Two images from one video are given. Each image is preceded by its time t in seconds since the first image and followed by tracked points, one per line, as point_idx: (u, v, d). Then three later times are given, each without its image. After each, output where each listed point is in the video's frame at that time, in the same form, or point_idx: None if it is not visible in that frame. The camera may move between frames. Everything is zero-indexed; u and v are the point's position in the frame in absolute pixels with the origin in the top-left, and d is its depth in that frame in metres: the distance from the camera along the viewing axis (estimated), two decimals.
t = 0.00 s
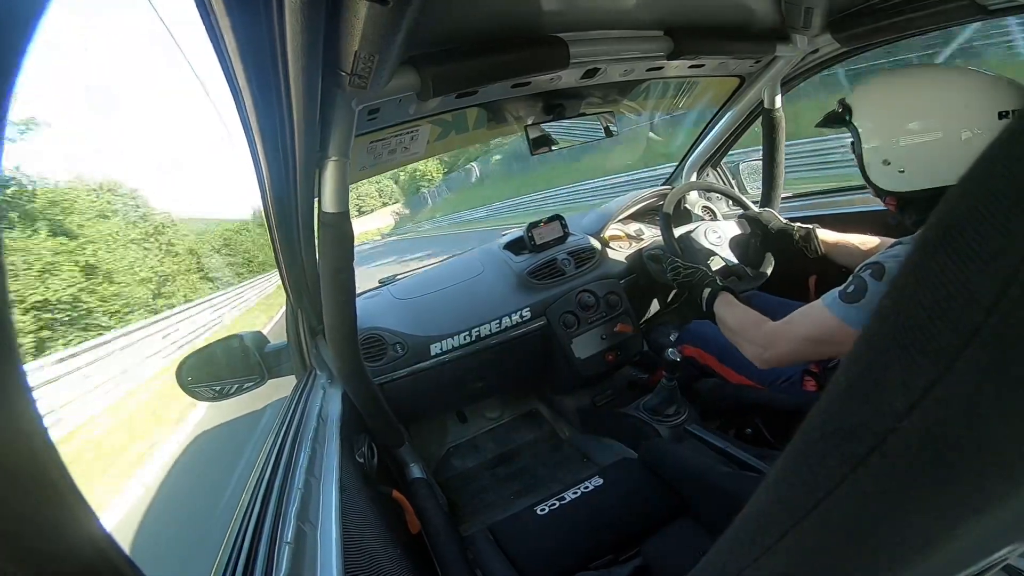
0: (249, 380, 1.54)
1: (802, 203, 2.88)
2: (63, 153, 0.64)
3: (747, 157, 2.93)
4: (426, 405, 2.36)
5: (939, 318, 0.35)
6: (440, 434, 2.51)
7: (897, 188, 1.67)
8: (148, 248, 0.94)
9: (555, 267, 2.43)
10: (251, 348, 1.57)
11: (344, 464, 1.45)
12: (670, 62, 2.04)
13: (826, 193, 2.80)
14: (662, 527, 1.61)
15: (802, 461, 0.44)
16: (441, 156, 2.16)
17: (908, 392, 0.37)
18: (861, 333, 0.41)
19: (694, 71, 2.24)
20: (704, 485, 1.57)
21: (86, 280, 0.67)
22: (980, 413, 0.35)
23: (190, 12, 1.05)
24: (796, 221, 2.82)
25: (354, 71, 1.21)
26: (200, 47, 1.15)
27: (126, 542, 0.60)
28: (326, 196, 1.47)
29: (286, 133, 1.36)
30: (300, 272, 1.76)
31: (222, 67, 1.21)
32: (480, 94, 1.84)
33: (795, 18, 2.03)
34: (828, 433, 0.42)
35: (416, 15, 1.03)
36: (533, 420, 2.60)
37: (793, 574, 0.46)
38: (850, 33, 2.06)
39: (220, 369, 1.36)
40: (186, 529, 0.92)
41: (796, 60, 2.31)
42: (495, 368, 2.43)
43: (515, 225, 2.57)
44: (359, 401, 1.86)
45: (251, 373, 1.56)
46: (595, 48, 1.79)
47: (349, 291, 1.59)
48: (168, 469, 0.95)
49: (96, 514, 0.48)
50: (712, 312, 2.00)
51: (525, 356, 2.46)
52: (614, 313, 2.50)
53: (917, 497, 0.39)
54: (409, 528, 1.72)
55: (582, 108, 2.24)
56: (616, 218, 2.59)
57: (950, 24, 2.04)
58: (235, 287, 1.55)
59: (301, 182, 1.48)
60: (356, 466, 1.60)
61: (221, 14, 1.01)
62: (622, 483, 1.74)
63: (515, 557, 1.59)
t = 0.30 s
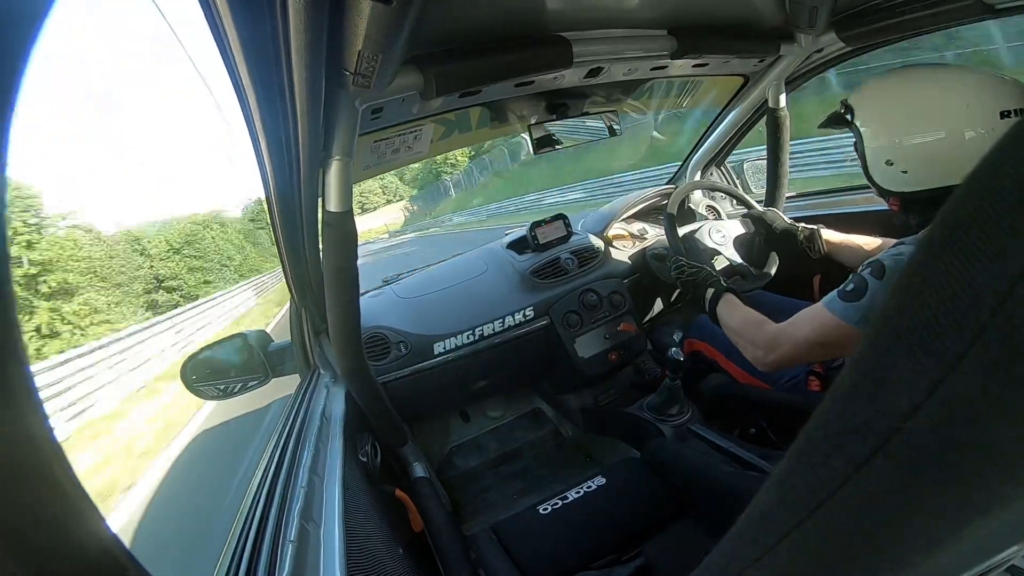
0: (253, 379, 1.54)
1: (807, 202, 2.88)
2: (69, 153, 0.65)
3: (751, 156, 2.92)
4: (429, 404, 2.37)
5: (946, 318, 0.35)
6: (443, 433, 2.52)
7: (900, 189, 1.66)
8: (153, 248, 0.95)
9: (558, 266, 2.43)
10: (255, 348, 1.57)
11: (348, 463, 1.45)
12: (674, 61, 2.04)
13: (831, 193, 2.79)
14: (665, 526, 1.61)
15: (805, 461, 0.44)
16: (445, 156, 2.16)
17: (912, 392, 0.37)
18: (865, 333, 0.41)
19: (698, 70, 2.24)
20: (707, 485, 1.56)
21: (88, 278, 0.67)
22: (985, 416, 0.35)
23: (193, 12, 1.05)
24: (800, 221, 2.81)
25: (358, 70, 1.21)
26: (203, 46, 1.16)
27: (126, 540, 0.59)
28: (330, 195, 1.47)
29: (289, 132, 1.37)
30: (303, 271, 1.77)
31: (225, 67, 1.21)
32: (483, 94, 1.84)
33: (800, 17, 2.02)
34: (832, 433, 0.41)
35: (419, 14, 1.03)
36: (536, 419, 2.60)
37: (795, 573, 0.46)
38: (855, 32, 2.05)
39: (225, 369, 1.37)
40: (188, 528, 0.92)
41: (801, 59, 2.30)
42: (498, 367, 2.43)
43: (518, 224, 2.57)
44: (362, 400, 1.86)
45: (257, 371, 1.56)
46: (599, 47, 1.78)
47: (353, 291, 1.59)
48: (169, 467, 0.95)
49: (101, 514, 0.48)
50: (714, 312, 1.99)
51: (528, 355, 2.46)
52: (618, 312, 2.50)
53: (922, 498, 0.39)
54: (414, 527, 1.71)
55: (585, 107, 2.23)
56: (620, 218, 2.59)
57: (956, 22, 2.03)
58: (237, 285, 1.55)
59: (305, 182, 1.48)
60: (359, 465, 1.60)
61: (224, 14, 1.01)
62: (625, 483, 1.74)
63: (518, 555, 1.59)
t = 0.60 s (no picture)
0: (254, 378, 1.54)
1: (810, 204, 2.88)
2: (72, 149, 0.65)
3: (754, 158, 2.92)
4: (430, 404, 2.37)
5: (948, 320, 0.35)
6: (444, 434, 2.52)
7: (902, 191, 1.67)
8: (154, 246, 0.95)
9: (560, 266, 2.43)
10: (258, 347, 1.57)
11: (349, 464, 1.45)
12: (676, 62, 2.04)
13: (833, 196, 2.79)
14: (666, 526, 1.61)
15: (807, 463, 0.43)
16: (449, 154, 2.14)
17: (913, 396, 0.37)
18: (869, 336, 0.41)
19: (701, 71, 2.23)
20: (708, 488, 1.56)
21: (91, 274, 0.68)
22: (988, 417, 0.35)
23: (196, 10, 1.06)
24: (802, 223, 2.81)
25: (361, 70, 1.21)
26: (207, 44, 1.16)
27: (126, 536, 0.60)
28: (331, 195, 1.47)
29: (291, 131, 1.37)
30: (304, 270, 1.77)
31: (228, 65, 1.22)
32: (486, 94, 1.84)
33: (803, 18, 2.01)
34: (834, 435, 0.41)
35: (422, 14, 1.03)
36: (536, 420, 2.60)
37: None
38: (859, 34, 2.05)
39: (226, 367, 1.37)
40: (186, 528, 0.92)
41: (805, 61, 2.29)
42: (499, 367, 2.43)
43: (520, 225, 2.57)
44: (362, 400, 1.86)
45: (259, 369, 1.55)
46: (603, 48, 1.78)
47: (354, 291, 1.59)
48: (168, 465, 0.95)
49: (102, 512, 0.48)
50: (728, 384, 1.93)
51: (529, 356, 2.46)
52: (619, 313, 2.50)
53: (922, 502, 0.39)
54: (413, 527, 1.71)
55: (588, 108, 2.23)
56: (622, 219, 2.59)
57: (960, 25, 2.02)
58: (236, 283, 1.55)
59: (307, 182, 1.48)
60: (360, 465, 1.60)
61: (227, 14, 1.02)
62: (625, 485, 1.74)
63: (518, 557, 1.58)
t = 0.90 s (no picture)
0: (254, 376, 1.54)
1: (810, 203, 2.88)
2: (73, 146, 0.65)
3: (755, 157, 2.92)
4: (430, 403, 2.37)
5: (949, 321, 0.35)
6: (444, 432, 2.52)
7: (907, 190, 1.65)
8: (154, 244, 0.95)
9: (560, 265, 2.43)
10: (257, 345, 1.58)
11: (348, 462, 1.44)
12: (677, 61, 2.03)
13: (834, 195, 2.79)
14: (665, 526, 1.61)
15: (806, 463, 0.43)
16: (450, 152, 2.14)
17: (914, 396, 0.36)
18: (870, 336, 0.40)
19: (701, 70, 2.23)
20: (707, 487, 1.56)
21: (92, 272, 0.68)
22: (989, 416, 0.34)
23: (196, 8, 1.05)
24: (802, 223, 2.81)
25: (361, 69, 1.21)
26: (207, 42, 1.16)
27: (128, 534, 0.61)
28: (332, 194, 1.47)
29: (292, 129, 1.37)
30: (304, 268, 1.77)
31: (229, 64, 1.22)
32: (486, 92, 1.84)
33: (804, 18, 2.01)
34: (833, 435, 0.41)
35: (422, 12, 1.03)
36: (536, 419, 2.60)
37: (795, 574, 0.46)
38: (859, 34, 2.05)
39: (226, 365, 1.38)
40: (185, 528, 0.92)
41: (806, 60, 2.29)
42: (499, 366, 2.43)
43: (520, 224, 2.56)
44: (361, 397, 1.85)
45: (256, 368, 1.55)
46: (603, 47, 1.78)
47: (354, 290, 1.59)
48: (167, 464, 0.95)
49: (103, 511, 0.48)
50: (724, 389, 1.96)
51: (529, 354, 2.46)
52: (619, 312, 2.50)
53: (922, 501, 0.39)
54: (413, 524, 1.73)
55: (588, 107, 2.23)
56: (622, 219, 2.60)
57: (961, 25, 2.02)
58: (235, 280, 1.55)
59: (307, 181, 1.48)
60: (360, 464, 1.60)
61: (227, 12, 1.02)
62: (624, 485, 1.74)
63: (517, 556, 1.59)
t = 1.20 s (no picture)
0: (260, 375, 1.55)
1: (817, 201, 2.87)
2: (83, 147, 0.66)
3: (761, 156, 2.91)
4: (435, 401, 2.38)
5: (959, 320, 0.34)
6: (448, 431, 2.53)
7: (911, 186, 1.66)
8: (161, 245, 0.96)
9: (565, 264, 2.44)
10: (264, 344, 1.59)
11: (354, 460, 1.45)
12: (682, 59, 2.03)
13: (841, 193, 2.78)
14: (670, 525, 1.61)
15: (808, 463, 0.43)
16: (456, 152, 2.14)
17: (920, 395, 0.36)
18: (874, 335, 0.39)
19: (707, 68, 2.22)
20: (712, 486, 1.56)
21: (98, 273, 0.68)
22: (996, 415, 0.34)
23: (203, 9, 1.06)
24: (809, 221, 2.80)
25: (366, 68, 1.21)
26: (214, 42, 1.17)
27: (133, 530, 0.62)
28: (337, 194, 1.48)
29: (298, 130, 1.38)
30: (310, 267, 1.78)
31: (235, 65, 1.23)
32: (491, 91, 1.84)
33: (810, 16, 2.00)
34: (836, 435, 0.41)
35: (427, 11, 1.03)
36: (540, 417, 2.60)
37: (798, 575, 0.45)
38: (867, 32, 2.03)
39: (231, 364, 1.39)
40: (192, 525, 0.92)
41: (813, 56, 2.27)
42: (504, 364, 2.44)
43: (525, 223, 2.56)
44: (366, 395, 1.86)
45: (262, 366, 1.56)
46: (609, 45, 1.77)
47: (359, 289, 1.60)
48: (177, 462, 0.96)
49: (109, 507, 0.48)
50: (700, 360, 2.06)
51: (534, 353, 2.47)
52: (623, 311, 2.50)
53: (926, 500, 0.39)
54: (418, 522, 1.72)
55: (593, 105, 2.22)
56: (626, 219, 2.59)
57: (970, 21, 2.00)
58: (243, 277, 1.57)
59: (313, 181, 1.49)
60: (365, 463, 1.61)
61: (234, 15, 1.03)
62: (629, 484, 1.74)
63: (522, 555, 1.59)
